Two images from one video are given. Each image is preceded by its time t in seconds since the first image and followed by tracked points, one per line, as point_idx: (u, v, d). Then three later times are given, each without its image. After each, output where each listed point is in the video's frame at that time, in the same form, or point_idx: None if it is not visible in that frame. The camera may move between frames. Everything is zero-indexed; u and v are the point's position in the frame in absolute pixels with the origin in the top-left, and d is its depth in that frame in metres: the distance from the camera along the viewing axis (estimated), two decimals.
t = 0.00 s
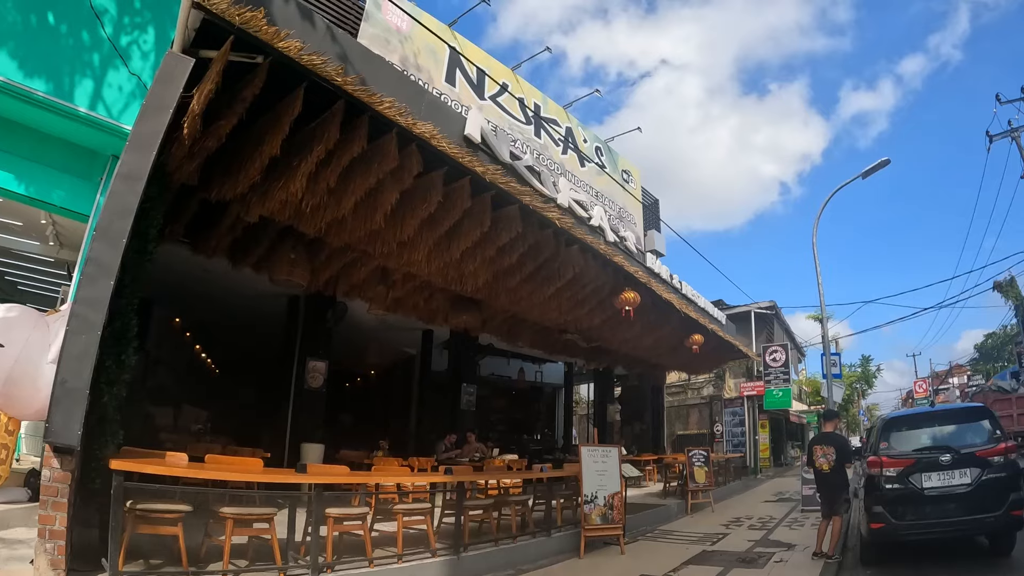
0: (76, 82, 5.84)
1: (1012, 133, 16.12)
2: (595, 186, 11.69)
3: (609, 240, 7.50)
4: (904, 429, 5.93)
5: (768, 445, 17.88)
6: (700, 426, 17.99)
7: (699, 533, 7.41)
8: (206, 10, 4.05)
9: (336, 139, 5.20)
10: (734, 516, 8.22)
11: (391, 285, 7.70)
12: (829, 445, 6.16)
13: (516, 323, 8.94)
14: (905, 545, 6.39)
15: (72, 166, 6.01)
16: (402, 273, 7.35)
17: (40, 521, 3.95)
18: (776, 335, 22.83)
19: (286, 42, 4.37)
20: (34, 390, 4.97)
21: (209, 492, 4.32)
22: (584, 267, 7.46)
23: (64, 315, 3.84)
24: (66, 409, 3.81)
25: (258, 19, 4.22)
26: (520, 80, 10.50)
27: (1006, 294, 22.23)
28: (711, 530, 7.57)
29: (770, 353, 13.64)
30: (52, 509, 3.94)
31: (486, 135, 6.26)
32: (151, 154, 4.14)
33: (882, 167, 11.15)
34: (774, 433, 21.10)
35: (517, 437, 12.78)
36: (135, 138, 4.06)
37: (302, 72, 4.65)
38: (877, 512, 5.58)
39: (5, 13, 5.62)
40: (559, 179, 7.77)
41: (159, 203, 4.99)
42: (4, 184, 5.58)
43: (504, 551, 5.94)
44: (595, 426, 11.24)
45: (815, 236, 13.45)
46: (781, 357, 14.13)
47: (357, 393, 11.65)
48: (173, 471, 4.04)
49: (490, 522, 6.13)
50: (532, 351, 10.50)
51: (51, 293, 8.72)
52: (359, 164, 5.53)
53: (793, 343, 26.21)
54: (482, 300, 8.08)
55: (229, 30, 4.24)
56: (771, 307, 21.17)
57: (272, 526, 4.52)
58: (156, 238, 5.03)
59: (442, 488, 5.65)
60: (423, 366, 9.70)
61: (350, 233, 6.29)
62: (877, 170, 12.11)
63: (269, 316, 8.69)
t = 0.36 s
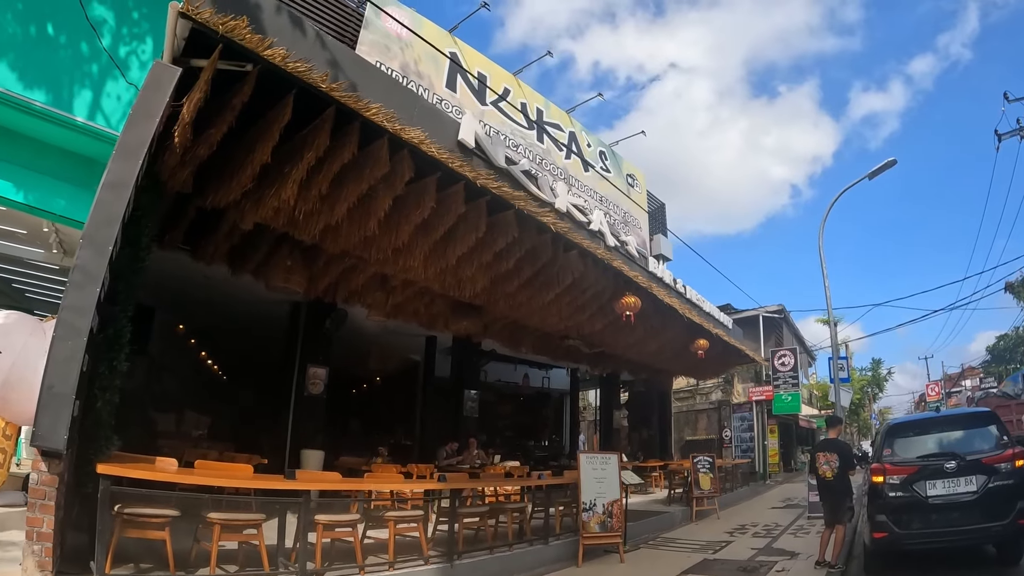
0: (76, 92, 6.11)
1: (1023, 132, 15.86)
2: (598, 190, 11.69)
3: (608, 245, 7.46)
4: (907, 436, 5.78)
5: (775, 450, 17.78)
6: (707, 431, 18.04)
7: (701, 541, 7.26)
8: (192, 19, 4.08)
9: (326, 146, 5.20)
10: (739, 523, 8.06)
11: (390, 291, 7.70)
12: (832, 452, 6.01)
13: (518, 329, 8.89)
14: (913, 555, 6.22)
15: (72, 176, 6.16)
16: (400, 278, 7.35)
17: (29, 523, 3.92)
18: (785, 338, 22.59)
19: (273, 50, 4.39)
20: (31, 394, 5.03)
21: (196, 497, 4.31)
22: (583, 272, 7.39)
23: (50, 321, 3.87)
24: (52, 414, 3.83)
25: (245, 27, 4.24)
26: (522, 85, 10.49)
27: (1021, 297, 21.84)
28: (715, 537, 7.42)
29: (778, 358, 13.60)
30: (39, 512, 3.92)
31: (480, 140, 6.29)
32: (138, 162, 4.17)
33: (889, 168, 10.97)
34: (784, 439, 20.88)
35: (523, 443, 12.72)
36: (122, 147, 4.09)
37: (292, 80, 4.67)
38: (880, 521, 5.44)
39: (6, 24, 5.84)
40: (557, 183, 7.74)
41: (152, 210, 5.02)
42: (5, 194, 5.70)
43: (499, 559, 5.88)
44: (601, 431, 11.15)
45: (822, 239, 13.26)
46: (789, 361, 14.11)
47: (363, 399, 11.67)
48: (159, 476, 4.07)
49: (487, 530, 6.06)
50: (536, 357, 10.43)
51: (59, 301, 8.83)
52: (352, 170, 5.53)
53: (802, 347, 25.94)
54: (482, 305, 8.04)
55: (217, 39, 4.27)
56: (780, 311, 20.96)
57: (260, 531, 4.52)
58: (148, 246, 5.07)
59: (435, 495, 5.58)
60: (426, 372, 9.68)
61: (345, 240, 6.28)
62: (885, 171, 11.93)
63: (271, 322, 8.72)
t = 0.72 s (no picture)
0: (78, 102, 6.51)
1: None
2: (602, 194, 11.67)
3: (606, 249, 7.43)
4: (910, 440, 5.67)
5: (784, 454, 17.67)
6: (715, 435, 18.08)
7: (704, 547, 7.17)
8: (184, 29, 4.14)
9: (320, 151, 5.22)
10: (743, 528, 7.95)
11: (390, 297, 7.72)
12: (834, 456, 5.91)
13: (520, 333, 8.88)
14: (920, 562, 6.08)
15: (73, 184, 6.40)
16: (399, 283, 7.37)
17: (23, 523, 3.97)
18: (794, 341, 22.34)
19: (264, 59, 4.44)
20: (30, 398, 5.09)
21: (189, 499, 4.32)
22: (583, 276, 7.35)
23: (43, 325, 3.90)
24: (45, 416, 3.86)
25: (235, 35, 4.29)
26: (524, 89, 10.50)
27: None
28: (718, 543, 7.33)
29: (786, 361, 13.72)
30: (33, 512, 3.96)
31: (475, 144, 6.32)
32: (131, 168, 4.22)
33: (896, 168, 10.82)
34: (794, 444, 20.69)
35: (529, 448, 12.68)
36: (114, 154, 4.15)
37: (283, 87, 4.71)
38: (882, 527, 5.34)
39: (9, 37, 6.21)
40: (556, 187, 7.73)
41: (149, 216, 5.07)
42: (8, 201, 5.96)
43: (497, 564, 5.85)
44: (607, 436, 11.09)
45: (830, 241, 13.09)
46: (796, 365, 14.26)
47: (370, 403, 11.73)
48: (149, 479, 4.05)
49: (484, 535, 6.04)
50: (540, 361, 10.40)
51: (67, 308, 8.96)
52: (346, 176, 5.56)
53: (811, 351, 25.74)
54: (483, 310, 8.04)
55: (208, 49, 4.32)
56: (788, 315, 20.77)
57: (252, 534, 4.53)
58: (145, 252, 5.13)
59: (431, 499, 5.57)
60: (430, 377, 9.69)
61: (342, 245, 6.31)
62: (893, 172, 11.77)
63: (275, 327, 8.78)
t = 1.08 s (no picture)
0: (81, 112, 6.81)
1: None
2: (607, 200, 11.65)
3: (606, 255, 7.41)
4: (912, 448, 5.55)
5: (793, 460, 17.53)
6: (725, 442, 18.03)
7: (706, 555, 7.07)
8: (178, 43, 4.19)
9: (315, 160, 5.27)
10: (748, 536, 7.84)
11: (391, 303, 7.76)
12: (835, 464, 5.80)
13: (523, 339, 8.87)
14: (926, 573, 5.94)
15: (76, 192, 6.79)
16: (400, 290, 7.40)
17: (18, 522, 4.04)
18: (804, 346, 22.09)
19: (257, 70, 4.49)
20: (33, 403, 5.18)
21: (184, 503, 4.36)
22: (583, 282, 7.32)
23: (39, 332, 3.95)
24: (41, 418, 3.90)
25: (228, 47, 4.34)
26: (528, 95, 10.53)
27: None
28: (720, 550, 7.23)
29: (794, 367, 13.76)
30: (29, 513, 4.02)
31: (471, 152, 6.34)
32: (126, 177, 4.27)
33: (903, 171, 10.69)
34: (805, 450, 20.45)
35: (536, 454, 12.64)
36: (110, 163, 4.21)
37: (277, 98, 4.76)
38: (883, 536, 5.24)
39: (14, 48, 6.49)
40: (556, 193, 7.73)
41: (147, 223, 5.13)
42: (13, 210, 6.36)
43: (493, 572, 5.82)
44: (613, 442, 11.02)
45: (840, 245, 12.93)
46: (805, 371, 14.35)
47: (377, 409, 11.78)
48: (141, 483, 4.09)
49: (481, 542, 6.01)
50: (544, 367, 10.37)
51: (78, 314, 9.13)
52: (342, 184, 5.60)
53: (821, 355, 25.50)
54: (484, 316, 8.04)
55: (201, 61, 4.38)
56: (797, 320, 20.54)
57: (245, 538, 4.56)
58: (145, 259, 5.20)
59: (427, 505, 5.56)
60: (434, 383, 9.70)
61: (341, 252, 6.35)
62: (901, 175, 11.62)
63: (279, 333, 8.86)
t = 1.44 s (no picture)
0: (86, 120, 7.25)
1: None
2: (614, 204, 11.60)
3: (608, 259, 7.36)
4: (919, 453, 5.42)
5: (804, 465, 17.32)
6: (735, 447, 17.86)
7: (712, 562, 6.95)
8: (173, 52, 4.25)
9: (313, 166, 5.31)
10: (755, 543, 7.71)
11: (394, 309, 7.77)
12: (840, 470, 5.68)
13: (527, 344, 8.83)
14: None
15: (79, 198, 7.24)
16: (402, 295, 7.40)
17: (16, 523, 4.10)
18: (815, 351, 21.82)
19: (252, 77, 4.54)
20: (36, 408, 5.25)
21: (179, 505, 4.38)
22: (586, 286, 7.27)
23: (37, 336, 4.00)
24: (37, 420, 3.95)
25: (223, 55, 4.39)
26: (533, 100, 10.54)
27: None
28: (726, 557, 7.11)
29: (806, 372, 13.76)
30: (26, 513, 4.07)
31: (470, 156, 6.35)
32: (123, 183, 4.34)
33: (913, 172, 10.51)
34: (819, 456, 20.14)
35: (544, 460, 12.56)
36: (107, 170, 4.27)
37: (274, 105, 4.81)
38: (889, 544, 5.12)
39: (20, 58, 6.94)
40: (559, 197, 7.70)
41: (147, 229, 5.19)
42: (18, 216, 6.82)
43: None
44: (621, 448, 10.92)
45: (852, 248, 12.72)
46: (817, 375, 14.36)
47: (384, 415, 11.79)
48: (136, 484, 4.12)
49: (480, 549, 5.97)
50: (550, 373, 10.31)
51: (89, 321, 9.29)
52: (340, 189, 5.63)
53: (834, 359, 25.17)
54: (488, 321, 8.02)
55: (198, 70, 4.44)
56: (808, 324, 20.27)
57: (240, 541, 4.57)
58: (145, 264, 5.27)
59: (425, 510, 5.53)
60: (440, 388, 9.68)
61: (341, 258, 6.37)
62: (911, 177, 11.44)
63: (285, 339, 8.91)
